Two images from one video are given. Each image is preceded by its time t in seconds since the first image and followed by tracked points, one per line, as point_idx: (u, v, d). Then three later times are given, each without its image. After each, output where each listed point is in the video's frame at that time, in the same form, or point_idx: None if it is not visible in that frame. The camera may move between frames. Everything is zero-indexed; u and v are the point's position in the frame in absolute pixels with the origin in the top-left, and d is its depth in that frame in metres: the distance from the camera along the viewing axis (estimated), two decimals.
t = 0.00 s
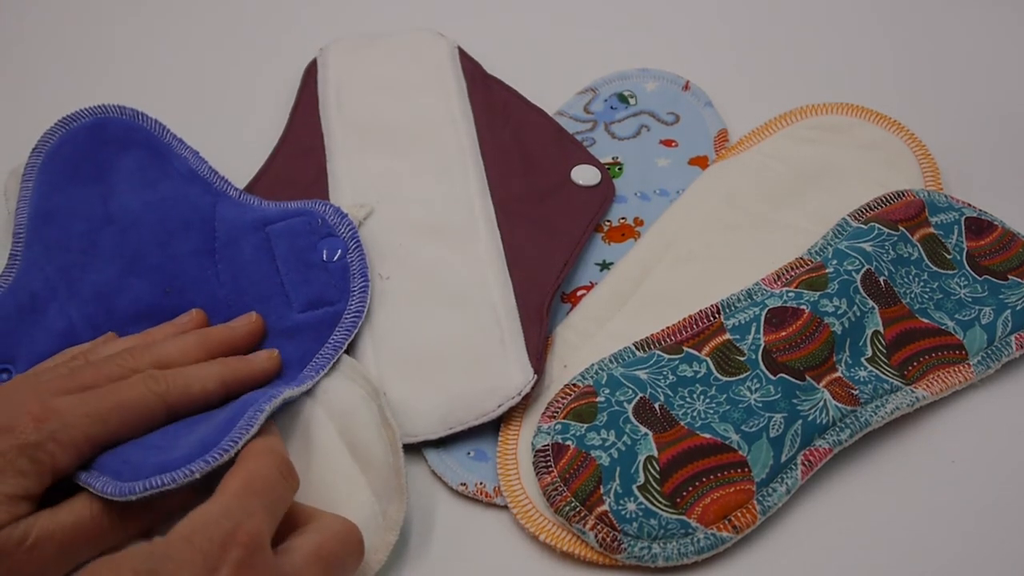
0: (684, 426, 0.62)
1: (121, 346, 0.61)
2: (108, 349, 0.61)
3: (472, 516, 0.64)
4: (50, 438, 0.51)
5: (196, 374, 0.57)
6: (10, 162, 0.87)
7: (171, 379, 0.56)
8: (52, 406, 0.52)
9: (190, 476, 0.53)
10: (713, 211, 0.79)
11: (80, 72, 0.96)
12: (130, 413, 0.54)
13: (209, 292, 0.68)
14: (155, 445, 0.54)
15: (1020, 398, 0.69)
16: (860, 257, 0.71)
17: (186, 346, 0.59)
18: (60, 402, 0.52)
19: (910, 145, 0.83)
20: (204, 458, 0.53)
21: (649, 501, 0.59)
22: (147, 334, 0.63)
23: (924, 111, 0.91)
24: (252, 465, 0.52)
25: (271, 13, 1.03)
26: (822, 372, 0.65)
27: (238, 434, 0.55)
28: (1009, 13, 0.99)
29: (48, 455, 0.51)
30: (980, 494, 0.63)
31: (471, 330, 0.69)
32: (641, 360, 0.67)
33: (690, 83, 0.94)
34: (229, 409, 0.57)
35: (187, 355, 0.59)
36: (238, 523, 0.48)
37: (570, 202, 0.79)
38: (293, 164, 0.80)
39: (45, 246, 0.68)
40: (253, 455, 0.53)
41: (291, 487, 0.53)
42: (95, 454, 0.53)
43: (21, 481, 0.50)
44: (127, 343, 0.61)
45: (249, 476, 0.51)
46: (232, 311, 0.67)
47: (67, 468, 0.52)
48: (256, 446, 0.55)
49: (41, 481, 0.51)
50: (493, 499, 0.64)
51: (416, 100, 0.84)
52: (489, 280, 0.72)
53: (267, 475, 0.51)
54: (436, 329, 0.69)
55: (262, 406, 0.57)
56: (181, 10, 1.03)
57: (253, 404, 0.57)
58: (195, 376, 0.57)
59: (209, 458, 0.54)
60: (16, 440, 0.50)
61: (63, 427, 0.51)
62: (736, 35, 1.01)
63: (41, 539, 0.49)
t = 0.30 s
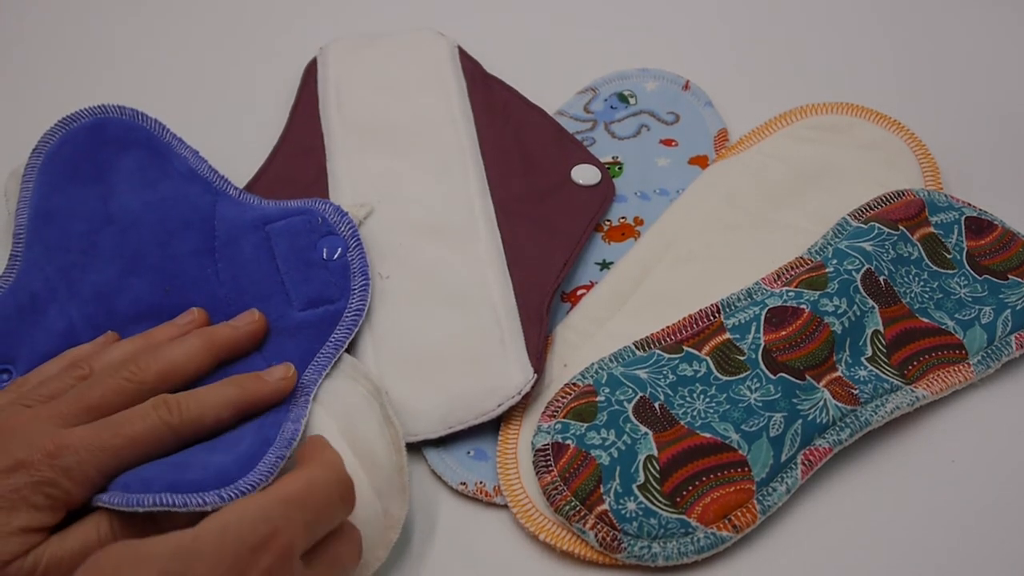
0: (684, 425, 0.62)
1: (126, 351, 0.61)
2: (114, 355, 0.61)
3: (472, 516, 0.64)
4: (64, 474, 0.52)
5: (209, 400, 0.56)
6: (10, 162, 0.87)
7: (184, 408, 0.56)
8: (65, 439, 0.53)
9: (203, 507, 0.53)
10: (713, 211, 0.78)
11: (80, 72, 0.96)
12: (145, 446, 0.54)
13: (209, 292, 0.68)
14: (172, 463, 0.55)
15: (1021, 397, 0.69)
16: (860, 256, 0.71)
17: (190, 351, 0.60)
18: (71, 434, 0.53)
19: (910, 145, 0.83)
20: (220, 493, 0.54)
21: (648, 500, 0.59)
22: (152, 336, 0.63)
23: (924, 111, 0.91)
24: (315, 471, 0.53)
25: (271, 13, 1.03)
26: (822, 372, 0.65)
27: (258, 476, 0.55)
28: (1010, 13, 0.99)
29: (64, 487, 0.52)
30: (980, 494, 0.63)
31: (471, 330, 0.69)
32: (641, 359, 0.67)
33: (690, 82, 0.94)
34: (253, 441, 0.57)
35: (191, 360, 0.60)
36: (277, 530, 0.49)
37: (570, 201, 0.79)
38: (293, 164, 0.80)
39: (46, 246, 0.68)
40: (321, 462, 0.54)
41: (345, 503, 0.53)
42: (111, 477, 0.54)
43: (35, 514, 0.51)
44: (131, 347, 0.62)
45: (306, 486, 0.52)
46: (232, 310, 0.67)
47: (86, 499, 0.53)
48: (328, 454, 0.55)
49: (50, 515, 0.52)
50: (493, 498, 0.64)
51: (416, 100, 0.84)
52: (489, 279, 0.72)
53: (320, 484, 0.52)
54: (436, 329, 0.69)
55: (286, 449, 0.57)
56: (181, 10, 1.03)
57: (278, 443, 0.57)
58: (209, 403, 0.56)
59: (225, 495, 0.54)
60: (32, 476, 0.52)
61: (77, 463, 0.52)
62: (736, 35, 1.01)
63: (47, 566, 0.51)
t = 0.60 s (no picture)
0: (684, 425, 0.62)
1: (129, 352, 0.61)
2: (117, 356, 0.61)
3: (472, 516, 0.64)
4: (69, 478, 0.52)
5: (211, 401, 0.56)
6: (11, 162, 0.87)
7: (186, 410, 0.56)
8: (69, 442, 0.53)
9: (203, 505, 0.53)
10: (713, 211, 0.78)
11: (80, 72, 0.96)
12: (147, 447, 0.54)
13: (209, 292, 0.67)
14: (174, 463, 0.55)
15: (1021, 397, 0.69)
16: (860, 256, 0.71)
17: (192, 351, 0.60)
18: (76, 437, 0.53)
19: (910, 145, 0.83)
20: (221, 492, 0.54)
21: (648, 500, 0.59)
22: (155, 337, 0.63)
23: (923, 111, 0.91)
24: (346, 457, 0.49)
25: (271, 13, 1.03)
26: (822, 372, 0.65)
27: (259, 477, 0.56)
28: (1010, 13, 0.99)
29: (69, 491, 0.52)
30: (980, 494, 0.63)
31: (471, 330, 0.69)
32: (641, 359, 0.67)
33: (690, 82, 0.94)
34: (255, 442, 0.58)
35: (194, 361, 0.60)
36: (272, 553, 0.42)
37: (570, 201, 0.79)
38: (293, 164, 0.80)
39: (47, 247, 0.68)
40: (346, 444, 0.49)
41: (335, 505, 0.46)
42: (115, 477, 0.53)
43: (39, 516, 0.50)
44: (134, 348, 0.62)
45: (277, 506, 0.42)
46: (232, 309, 0.67)
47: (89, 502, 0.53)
48: (327, 457, 0.46)
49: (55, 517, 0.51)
50: (493, 498, 0.64)
51: (417, 100, 0.84)
52: (489, 279, 0.72)
53: (293, 503, 0.43)
54: (436, 329, 0.69)
55: (288, 451, 0.57)
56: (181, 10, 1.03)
57: (279, 445, 0.58)
58: (210, 404, 0.56)
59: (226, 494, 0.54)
60: (36, 479, 0.51)
61: (83, 466, 0.52)
62: (736, 35, 1.01)
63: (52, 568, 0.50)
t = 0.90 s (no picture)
0: (683, 425, 0.62)
1: (128, 353, 0.61)
2: (117, 357, 0.61)
3: (472, 516, 0.64)
4: (69, 479, 0.52)
5: (211, 400, 0.56)
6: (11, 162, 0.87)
7: (186, 409, 0.56)
8: (70, 443, 0.53)
9: (203, 504, 0.53)
10: (713, 211, 0.78)
11: (80, 72, 0.96)
12: (147, 447, 0.54)
13: (209, 292, 0.68)
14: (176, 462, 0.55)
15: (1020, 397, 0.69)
16: (860, 256, 0.71)
17: (192, 352, 0.60)
18: (76, 437, 0.53)
19: (909, 145, 0.83)
20: (221, 491, 0.54)
21: (649, 501, 0.59)
22: (155, 338, 0.63)
23: (923, 112, 0.91)
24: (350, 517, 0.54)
25: (271, 13, 1.03)
26: (822, 372, 0.65)
27: (259, 476, 0.56)
28: (1009, 13, 0.99)
29: (69, 491, 0.52)
30: (980, 494, 0.63)
31: (471, 331, 0.69)
32: (641, 360, 0.67)
33: (690, 82, 0.94)
34: (256, 442, 0.58)
35: (194, 361, 0.60)
36: None
37: (570, 201, 0.79)
38: (292, 165, 0.80)
39: (47, 247, 0.68)
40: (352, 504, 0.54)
41: (339, 565, 0.52)
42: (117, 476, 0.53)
43: (38, 516, 0.51)
44: (134, 349, 0.62)
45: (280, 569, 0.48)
46: (232, 309, 0.67)
47: (90, 502, 0.53)
48: (329, 522, 0.52)
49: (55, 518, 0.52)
50: (493, 499, 0.64)
51: (417, 100, 0.84)
52: (489, 279, 0.72)
53: (296, 565, 0.49)
54: (436, 329, 0.69)
55: (288, 451, 0.58)
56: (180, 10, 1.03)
57: (279, 445, 0.58)
58: (210, 403, 0.56)
59: (226, 493, 0.54)
60: (36, 480, 0.52)
61: (82, 466, 0.52)
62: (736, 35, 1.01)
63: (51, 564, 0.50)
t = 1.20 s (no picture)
0: (683, 425, 0.62)
1: (129, 353, 0.61)
2: (117, 358, 0.61)
3: (472, 516, 0.64)
4: (69, 478, 0.52)
5: (210, 400, 0.56)
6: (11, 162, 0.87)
7: (185, 408, 0.56)
8: (70, 443, 0.53)
9: (203, 504, 0.53)
10: (714, 211, 0.78)
11: (80, 72, 0.96)
12: (147, 447, 0.54)
13: (209, 292, 0.68)
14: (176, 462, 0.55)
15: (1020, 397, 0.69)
16: (860, 257, 0.71)
17: (192, 352, 0.60)
18: (76, 437, 0.53)
19: (909, 145, 0.83)
20: (221, 491, 0.54)
21: (648, 501, 0.59)
22: (155, 339, 0.63)
23: (924, 112, 0.91)
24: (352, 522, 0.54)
25: (271, 13, 1.03)
26: (822, 372, 0.65)
27: (259, 477, 0.56)
28: (1009, 13, 0.99)
29: (69, 491, 0.52)
30: (980, 494, 0.63)
31: (471, 331, 0.69)
32: (641, 360, 0.67)
33: (690, 83, 0.94)
34: (256, 442, 0.58)
35: (194, 362, 0.60)
36: None
37: (570, 201, 0.79)
38: (292, 165, 0.80)
39: (47, 247, 0.68)
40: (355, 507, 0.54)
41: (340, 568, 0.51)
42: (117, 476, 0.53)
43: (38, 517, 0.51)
44: (133, 350, 0.62)
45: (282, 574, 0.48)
46: (233, 310, 0.67)
47: (90, 502, 0.53)
48: (332, 524, 0.52)
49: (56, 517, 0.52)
50: (493, 499, 0.64)
51: (417, 100, 0.84)
52: (490, 279, 0.72)
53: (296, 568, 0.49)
54: (436, 329, 0.69)
55: (288, 451, 0.58)
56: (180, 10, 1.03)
57: (279, 445, 0.58)
58: (209, 403, 0.56)
59: (226, 493, 0.54)
60: (36, 480, 0.52)
61: (82, 466, 0.52)
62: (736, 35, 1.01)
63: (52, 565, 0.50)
